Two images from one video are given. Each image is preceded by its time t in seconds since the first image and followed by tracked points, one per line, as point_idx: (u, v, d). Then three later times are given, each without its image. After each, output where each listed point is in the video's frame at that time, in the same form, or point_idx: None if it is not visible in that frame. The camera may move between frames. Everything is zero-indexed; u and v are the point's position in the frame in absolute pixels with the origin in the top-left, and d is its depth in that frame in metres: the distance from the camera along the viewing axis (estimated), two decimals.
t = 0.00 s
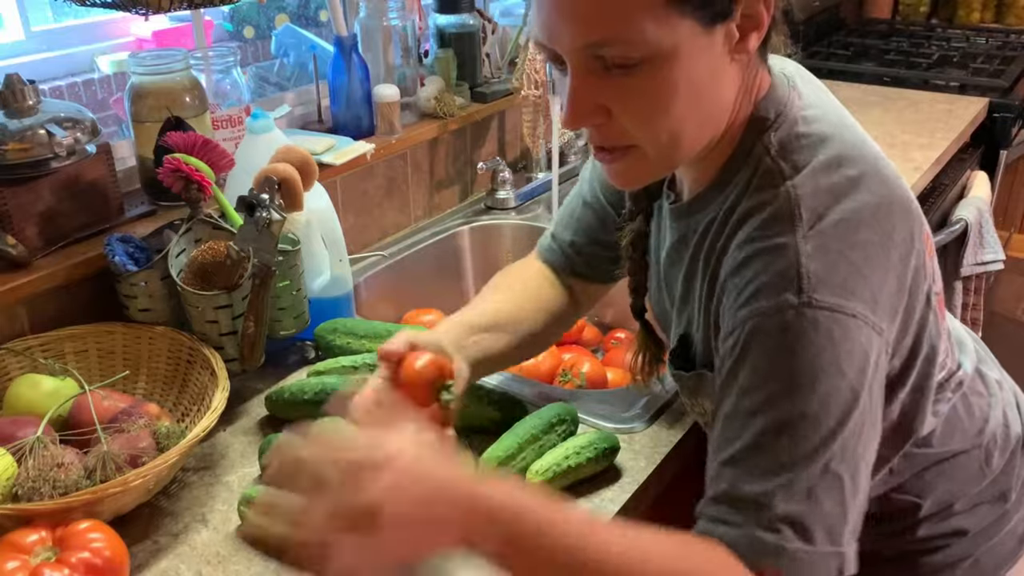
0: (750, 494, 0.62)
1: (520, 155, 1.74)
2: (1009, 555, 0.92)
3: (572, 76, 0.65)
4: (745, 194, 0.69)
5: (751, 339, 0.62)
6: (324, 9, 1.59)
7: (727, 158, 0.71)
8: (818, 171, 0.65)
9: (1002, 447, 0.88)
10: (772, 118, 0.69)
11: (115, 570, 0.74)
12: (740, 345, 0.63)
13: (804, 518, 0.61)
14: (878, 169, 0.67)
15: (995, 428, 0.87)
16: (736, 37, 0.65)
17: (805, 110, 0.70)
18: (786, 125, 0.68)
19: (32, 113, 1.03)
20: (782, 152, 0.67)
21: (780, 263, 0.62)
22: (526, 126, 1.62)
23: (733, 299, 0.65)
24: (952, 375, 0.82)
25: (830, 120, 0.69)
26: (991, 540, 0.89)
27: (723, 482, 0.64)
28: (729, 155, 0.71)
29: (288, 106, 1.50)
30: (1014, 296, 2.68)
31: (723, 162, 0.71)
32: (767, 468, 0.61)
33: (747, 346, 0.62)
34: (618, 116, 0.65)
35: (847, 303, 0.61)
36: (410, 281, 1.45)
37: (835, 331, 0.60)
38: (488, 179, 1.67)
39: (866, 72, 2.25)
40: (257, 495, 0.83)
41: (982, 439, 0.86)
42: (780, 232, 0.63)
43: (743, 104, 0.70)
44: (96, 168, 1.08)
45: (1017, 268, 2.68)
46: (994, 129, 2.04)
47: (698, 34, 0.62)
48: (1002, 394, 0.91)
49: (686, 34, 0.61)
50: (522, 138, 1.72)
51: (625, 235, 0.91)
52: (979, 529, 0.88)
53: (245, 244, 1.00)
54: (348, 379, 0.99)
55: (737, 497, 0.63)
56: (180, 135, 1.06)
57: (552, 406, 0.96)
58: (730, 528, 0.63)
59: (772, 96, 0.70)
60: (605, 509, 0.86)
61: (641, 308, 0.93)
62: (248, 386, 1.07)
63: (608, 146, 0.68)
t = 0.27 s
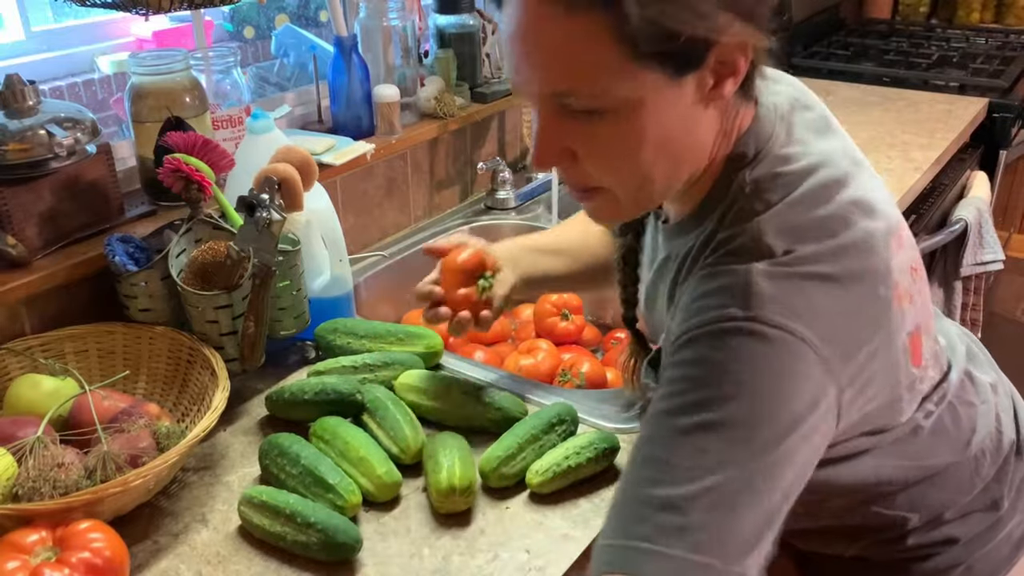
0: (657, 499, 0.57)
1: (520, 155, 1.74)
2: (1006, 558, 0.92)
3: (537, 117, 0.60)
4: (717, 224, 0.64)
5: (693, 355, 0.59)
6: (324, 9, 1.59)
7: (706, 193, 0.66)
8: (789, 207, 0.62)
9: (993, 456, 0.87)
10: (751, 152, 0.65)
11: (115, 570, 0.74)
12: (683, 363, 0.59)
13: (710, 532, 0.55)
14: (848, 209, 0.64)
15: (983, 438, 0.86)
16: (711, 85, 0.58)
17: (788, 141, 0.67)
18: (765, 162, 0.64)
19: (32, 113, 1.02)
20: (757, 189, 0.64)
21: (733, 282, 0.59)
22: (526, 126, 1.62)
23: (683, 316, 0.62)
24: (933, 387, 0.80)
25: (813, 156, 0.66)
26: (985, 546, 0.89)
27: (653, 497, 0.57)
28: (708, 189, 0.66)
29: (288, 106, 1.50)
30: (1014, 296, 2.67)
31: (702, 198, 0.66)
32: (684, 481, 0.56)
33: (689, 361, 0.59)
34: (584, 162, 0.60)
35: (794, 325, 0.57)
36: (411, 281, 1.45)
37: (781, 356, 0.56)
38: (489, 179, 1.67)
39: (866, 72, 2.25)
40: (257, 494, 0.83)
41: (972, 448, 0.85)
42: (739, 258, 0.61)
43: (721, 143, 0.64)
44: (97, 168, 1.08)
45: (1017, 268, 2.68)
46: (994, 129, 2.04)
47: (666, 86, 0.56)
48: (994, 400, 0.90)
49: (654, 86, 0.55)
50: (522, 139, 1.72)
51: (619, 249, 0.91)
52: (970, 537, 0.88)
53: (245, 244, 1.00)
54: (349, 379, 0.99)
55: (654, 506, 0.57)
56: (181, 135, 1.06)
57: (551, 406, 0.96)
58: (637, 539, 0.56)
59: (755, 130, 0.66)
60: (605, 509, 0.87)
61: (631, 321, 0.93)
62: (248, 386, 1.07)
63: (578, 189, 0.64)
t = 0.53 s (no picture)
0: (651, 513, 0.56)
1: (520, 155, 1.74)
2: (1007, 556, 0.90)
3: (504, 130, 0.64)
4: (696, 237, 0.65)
5: (672, 366, 0.59)
6: (324, 9, 1.59)
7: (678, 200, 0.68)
8: (762, 211, 0.63)
9: (989, 452, 0.87)
10: (723, 161, 0.67)
11: (115, 570, 0.74)
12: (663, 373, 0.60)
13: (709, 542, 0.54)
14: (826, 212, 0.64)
15: (979, 435, 0.86)
16: (665, 97, 0.61)
17: (763, 150, 0.68)
18: (738, 169, 0.66)
19: (32, 113, 1.02)
20: (730, 197, 0.65)
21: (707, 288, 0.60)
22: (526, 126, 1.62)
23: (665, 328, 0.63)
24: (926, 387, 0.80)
25: (789, 163, 0.67)
26: (982, 545, 0.88)
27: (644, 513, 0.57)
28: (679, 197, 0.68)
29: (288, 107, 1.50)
30: (1014, 296, 2.66)
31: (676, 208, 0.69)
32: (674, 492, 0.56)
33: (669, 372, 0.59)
34: (549, 173, 0.65)
35: (771, 328, 0.57)
36: (411, 281, 1.45)
37: (758, 359, 0.56)
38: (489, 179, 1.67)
39: (866, 72, 2.25)
40: (257, 494, 0.83)
41: (966, 446, 0.84)
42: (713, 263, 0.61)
43: (690, 149, 0.66)
44: (96, 168, 1.08)
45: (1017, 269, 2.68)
46: (994, 129, 2.04)
47: (615, 102, 0.59)
48: (990, 398, 0.90)
49: (602, 100, 0.59)
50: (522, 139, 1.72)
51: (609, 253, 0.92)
52: (967, 535, 0.87)
53: (245, 244, 1.00)
54: (349, 379, 0.99)
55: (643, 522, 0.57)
56: (181, 135, 1.06)
57: (551, 407, 0.96)
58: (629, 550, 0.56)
59: (728, 139, 0.68)
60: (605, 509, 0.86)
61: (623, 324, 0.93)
62: (249, 386, 1.07)
63: (549, 197, 0.68)
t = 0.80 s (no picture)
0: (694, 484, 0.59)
1: (520, 155, 1.74)
2: (1005, 548, 0.90)
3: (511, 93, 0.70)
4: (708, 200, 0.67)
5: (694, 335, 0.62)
6: (324, 9, 1.59)
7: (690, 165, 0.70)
8: (772, 172, 0.64)
9: (991, 443, 0.86)
10: (736, 126, 0.67)
11: (115, 570, 0.74)
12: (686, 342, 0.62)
13: (750, 511, 0.58)
14: (841, 172, 0.65)
15: (982, 425, 0.86)
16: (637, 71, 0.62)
17: (773, 111, 0.69)
18: (751, 133, 0.67)
19: (32, 113, 1.02)
20: (741, 158, 0.66)
21: (723, 255, 0.62)
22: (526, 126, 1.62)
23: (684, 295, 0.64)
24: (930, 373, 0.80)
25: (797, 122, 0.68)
26: (983, 536, 0.88)
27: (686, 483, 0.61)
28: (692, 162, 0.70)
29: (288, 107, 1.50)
30: (1014, 296, 2.67)
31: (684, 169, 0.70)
32: (710, 459, 0.59)
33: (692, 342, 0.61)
34: (544, 138, 0.70)
35: (786, 292, 0.59)
36: (410, 281, 1.45)
37: (778, 328, 0.58)
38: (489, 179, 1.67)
39: (866, 72, 2.25)
40: (257, 494, 0.83)
41: (968, 436, 0.84)
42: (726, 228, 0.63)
43: (702, 114, 0.68)
44: (96, 168, 1.08)
45: (1017, 269, 2.68)
46: (994, 129, 2.03)
47: (583, 71, 0.63)
48: (993, 391, 0.90)
49: (564, 72, 0.63)
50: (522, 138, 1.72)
51: (627, 200, 0.92)
52: (968, 526, 0.87)
53: (245, 244, 1.00)
54: (349, 379, 0.99)
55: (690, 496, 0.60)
56: (181, 135, 1.06)
57: (551, 407, 0.96)
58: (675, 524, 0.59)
59: (740, 102, 0.68)
60: (605, 509, 0.86)
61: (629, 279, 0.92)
62: (248, 386, 1.07)
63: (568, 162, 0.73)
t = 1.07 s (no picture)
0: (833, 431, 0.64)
1: (520, 154, 1.74)
2: (1010, 530, 0.92)
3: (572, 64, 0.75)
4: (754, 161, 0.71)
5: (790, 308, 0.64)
6: (324, 9, 1.59)
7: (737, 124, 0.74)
8: (823, 132, 0.67)
9: (1000, 419, 0.88)
10: (782, 85, 0.70)
11: (115, 570, 0.74)
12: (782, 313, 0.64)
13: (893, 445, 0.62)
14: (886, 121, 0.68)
15: (992, 401, 0.88)
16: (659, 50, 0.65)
17: (814, 74, 0.71)
18: (798, 91, 0.70)
19: (32, 112, 1.02)
20: (792, 115, 0.69)
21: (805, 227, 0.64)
22: (526, 126, 1.62)
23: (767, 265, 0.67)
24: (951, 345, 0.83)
25: (830, 82, 0.71)
26: (989, 510, 0.90)
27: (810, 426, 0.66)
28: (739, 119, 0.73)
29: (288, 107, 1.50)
30: (1014, 296, 2.69)
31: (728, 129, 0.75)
32: (841, 408, 0.63)
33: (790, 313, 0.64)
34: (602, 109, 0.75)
35: (874, 246, 0.62)
36: (410, 281, 1.45)
37: (871, 283, 0.61)
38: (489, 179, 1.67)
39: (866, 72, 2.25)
40: (257, 494, 0.83)
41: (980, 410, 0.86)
42: (799, 195, 0.65)
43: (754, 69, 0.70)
44: (96, 168, 1.08)
45: (1017, 269, 2.68)
46: (994, 129, 2.03)
47: (609, 48, 0.66)
48: (1002, 373, 0.92)
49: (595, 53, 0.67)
50: (522, 138, 1.72)
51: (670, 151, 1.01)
52: (977, 499, 0.89)
53: (245, 244, 0.99)
54: (349, 379, 0.99)
55: (833, 441, 0.64)
56: (180, 135, 1.06)
57: (551, 407, 0.96)
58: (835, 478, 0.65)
59: (784, 66, 0.71)
60: (605, 509, 0.86)
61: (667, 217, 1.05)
62: (248, 386, 1.07)
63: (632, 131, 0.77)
